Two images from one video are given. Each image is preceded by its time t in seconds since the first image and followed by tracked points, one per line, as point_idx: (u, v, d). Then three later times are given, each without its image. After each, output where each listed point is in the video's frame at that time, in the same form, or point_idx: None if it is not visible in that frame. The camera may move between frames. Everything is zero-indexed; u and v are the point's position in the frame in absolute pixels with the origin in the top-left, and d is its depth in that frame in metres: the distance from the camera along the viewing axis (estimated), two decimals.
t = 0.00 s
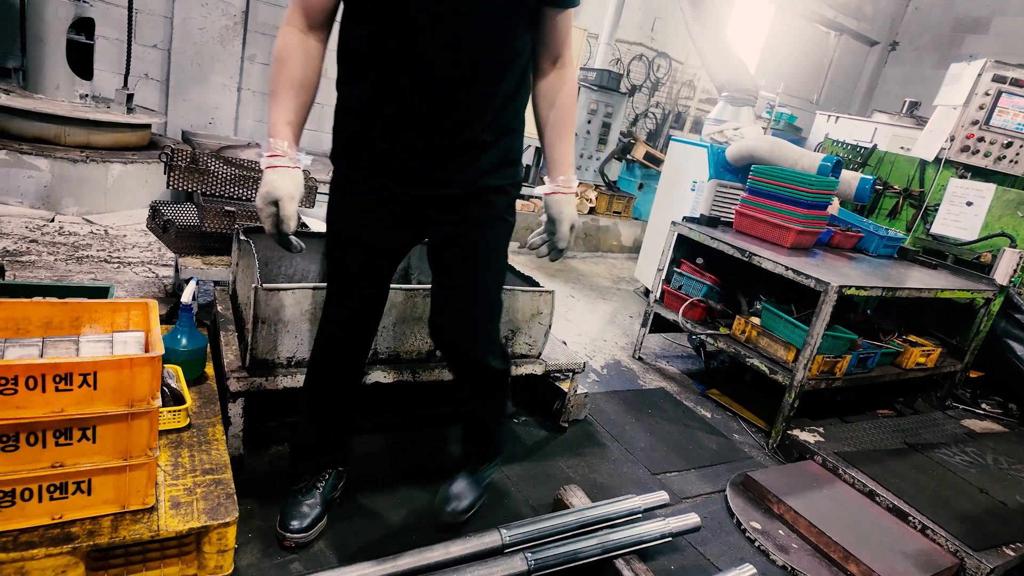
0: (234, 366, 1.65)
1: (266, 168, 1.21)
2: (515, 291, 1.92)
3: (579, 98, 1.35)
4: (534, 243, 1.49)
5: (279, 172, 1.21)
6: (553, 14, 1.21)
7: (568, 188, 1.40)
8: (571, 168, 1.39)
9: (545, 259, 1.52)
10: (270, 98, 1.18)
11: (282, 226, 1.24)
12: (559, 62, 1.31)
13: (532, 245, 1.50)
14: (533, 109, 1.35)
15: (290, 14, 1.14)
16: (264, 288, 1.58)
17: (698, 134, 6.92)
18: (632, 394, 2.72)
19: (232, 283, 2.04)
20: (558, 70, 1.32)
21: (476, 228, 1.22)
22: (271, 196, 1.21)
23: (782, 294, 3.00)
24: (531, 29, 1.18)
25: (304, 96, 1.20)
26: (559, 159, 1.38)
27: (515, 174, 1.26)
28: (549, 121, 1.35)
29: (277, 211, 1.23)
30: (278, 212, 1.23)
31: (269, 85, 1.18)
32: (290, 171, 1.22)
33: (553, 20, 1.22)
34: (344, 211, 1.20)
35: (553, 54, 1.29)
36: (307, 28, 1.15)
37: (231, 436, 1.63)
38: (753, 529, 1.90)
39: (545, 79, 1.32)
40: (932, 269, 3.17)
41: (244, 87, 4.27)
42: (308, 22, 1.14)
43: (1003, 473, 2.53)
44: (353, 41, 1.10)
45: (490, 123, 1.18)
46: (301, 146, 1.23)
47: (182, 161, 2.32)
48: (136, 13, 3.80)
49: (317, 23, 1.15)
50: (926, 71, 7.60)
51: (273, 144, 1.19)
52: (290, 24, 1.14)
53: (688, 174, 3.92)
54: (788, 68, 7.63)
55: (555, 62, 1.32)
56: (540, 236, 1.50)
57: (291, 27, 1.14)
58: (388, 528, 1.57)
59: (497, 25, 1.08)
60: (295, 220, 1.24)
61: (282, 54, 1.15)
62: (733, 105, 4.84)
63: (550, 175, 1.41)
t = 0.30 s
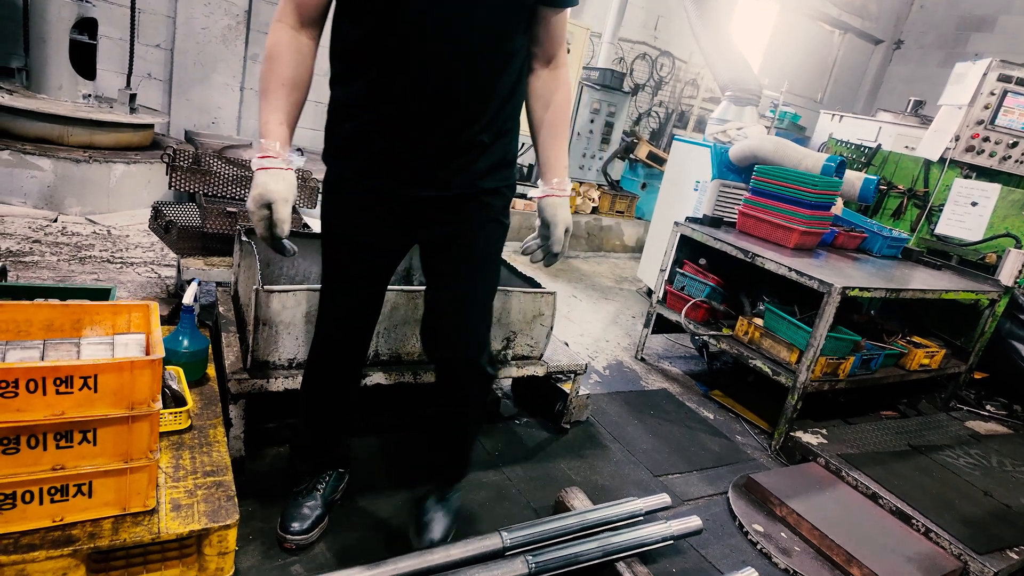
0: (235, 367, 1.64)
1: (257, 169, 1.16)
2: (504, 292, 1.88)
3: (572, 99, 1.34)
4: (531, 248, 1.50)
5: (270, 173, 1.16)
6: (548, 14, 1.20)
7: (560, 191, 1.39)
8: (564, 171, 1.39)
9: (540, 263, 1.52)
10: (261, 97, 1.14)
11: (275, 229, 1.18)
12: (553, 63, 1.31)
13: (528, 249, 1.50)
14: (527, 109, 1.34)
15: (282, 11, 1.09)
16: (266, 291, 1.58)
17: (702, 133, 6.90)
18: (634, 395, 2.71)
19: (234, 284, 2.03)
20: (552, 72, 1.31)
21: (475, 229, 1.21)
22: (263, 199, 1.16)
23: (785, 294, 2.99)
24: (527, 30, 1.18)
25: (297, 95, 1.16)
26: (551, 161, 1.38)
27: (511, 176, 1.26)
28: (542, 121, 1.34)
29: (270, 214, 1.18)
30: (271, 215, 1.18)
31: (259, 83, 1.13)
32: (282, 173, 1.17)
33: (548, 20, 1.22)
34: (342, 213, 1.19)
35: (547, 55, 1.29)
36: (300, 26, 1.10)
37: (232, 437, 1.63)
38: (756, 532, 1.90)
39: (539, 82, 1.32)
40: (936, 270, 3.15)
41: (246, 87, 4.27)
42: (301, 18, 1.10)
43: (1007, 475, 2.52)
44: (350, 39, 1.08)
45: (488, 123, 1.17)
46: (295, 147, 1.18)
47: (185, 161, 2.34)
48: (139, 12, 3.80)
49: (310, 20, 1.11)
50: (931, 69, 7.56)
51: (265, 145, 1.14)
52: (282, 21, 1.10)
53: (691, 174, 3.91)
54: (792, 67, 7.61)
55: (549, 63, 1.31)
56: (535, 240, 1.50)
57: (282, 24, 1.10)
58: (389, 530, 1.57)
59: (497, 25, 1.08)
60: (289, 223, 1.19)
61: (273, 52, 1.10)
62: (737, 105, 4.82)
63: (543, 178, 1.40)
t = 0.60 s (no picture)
0: (237, 368, 1.65)
1: (249, 169, 1.13)
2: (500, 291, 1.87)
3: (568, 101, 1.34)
4: (529, 254, 1.50)
5: (264, 173, 1.13)
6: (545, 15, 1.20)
7: (555, 195, 1.39)
8: (561, 174, 1.38)
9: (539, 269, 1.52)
10: (255, 95, 1.12)
11: (268, 231, 1.15)
12: (550, 65, 1.31)
13: (526, 255, 1.51)
14: (522, 112, 1.34)
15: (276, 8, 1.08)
16: (267, 292, 1.58)
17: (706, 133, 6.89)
18: (636, 396, 2.71)
19: (236, 285, 2.03)
20: (550, 74, 1.31)
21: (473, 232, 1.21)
22: (257, 199, 1.12)
23: (788, 296, 2.97)
24: (524, 33, 1.18)
25: (291, 93, 1.14)
26: (547, 164, 1.37)
27: (507, 180, 1.25)
28: (538, 124, 1.34)
29: (264, 215, 1.15)
30: (265, 216, 1.15)
31: (253, 81, 1.11)
32: (276, 172, 1.14)
33: (546, 22, 1.22)
34: (341, 215, 1.19)
35: (544, 57, 1.29)
36: (294, 23, 1.09)
37: (233, 438, 1.64)
38: (758, 534, 1.89)
39: (537, 85, 1.32)
40: (940, 271, 3.14)
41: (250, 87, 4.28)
42: (296, 16, 1.08)
43: (1012, 478, 2.51)
44: (348, 40, 1.08)
45: (486, 126, 1.17)
46: (288, 146, 1.16)
47: (188, 161, 2.36)
48: (143, 13, 3.81)
49: (305, 17, 1.09)
50: (937, 68, 7.53)
51: (257, 144, 1.12)
52: (276, 17, 1.08)
53: (694, 174, 3.90)
54: (797, 66, 7.59)
55: (546, 65, 1.31)
56: (532, 245, 1.50)
57: (276, 21, 1.08)
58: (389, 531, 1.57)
59: (495, 27, 1.08)
60: (283, 224, 1.16)
61: (268, 49, 1.09)
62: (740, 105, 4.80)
63: (538, 182, 1.40)
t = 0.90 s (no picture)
0: (237, 369, 1.66)
1: (242, 166, 1.10)
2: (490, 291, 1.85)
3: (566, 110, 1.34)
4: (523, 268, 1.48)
5: (256, 169, 1.10)
6: (542, 24, 1.21)
7: (551, 207, 1.37)
8: (557, 185, 1.38)
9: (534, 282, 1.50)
10: (248, 93, 1.11)
11: (258, 228, 1.10)
12: (548, 75, 1.31)
13: (521, 266, 1.48)
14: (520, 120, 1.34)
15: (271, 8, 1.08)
16: (267, 293, 1.59)
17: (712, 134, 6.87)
18: (639, 398, 2.70)
19: (239, 286, 2.05)
20: (547, 83, 1.32)
21: (470, 236, 1.22)
22: (247, 195, 1.09)
23: (793, 298, 2.96)
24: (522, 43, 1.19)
25: (285, 92, 1.14)
26: (543, 175, 1.36)
27: (500, 190, 1.26)
28: (536, 133, 1.34)
29: (255, 211, 1.11)
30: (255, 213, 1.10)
31: (246, 79, 1.11)
32: (268, 169, 1.11)
33: (543, 30, 1.23)
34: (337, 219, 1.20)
35: (542, 66, 1.29)
36: (289, 23, 1.09)
37: (234, 438, 1.65)
38: (758, 538, 1.88)
39: (535, 94, 1.32)
40: (947, 273, 3.11)
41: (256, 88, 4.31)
42: (291, 17, 1.09)
43: (1018, 482, 2.48)
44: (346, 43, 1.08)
45: (483, 135, 1.18)
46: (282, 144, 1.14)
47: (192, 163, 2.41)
48: (150, 15, 3.84)
49: (299, 16, 1.10)
50: (946, 68, 7.47)
51: (249, 140, 1.10)
52: (271, 16, 1.09)
53: (699, 175, 3.89)
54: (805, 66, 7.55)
55: (544, 74, 1.31)
56: (527, 258, 1.47)
57: (271, 22, 1.09)
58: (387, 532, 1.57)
59: (493, 37, 1.08)
60: (273, 221, 1.10)
61: (262, 47, 1.09)
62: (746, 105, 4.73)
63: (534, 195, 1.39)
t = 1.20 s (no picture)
0: (237, 367, 1.67)
1: (237, 157, 1.07)
2: (484, 291, 1.85)
3: (566, 119, 1.34)
4: (520, 278, 1.44)
5: (250, 160, 1.07)
6: (540, 29, 1.21)
7: (548, 216, 1.36)
8: (556, 194, 1.36)
9: (533, 292, 1.47)
10: (244, 88, 1.09)
11: (249, 219, 1.08)
12: (547, 82, 1.31)
13: (519, 275, 1.45)
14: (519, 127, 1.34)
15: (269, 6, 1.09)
16: (267, 292, 1.60)
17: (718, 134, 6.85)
18: (640, 398, 2.70)
19: (240, 285, 2.06)
20: (546, 91, 1.32)
21: (464, 237, 1.22)
22: (238, 185, 1.06)
23: (795, 299, 2.94)
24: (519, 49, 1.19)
25: (281, 89, 1.13)
26: (542, 184, 1.35)
27: (494, 195, 1.27)
28: (534, 141, 1.34)
29: (246, 202, 1.09)
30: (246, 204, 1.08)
31: (243, 74, 1.10)
32: (262, 162, 1.08)
33: (542, 37, 1.22)
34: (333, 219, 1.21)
35: (540, 73, 1.29)
36: (287, 21, 1.09)
37: (234, 437, 1.66)
38: (758, 538, 1.88)
39: (533, 102, 1.32)
40: (953, 274, 3.09)
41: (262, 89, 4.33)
42: (288, 15, 1.09)
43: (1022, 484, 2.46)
44: (342, 43, 1.07)
45: (478, 140, 1.18)
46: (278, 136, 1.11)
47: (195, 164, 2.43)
48: (157, 16, 3.86)
49: (297, 15, 1.10)
50: (955, 67, 7.42)
51: (245, 131, 1.07)
52: (269, 14, 1.09)
53: (703, 175, 3.88)
54: (811, 66, 7.51)
55: (543, 81, 1.31)
56: (525, 267, 1.45)
57: (268, 20, 1.09)
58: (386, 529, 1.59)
59: (490, 42, 1.08)
60: (265, 212, 1.08)
61: (259, 44, 1.08)
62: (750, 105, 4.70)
63: (531, 204, 1.37)
